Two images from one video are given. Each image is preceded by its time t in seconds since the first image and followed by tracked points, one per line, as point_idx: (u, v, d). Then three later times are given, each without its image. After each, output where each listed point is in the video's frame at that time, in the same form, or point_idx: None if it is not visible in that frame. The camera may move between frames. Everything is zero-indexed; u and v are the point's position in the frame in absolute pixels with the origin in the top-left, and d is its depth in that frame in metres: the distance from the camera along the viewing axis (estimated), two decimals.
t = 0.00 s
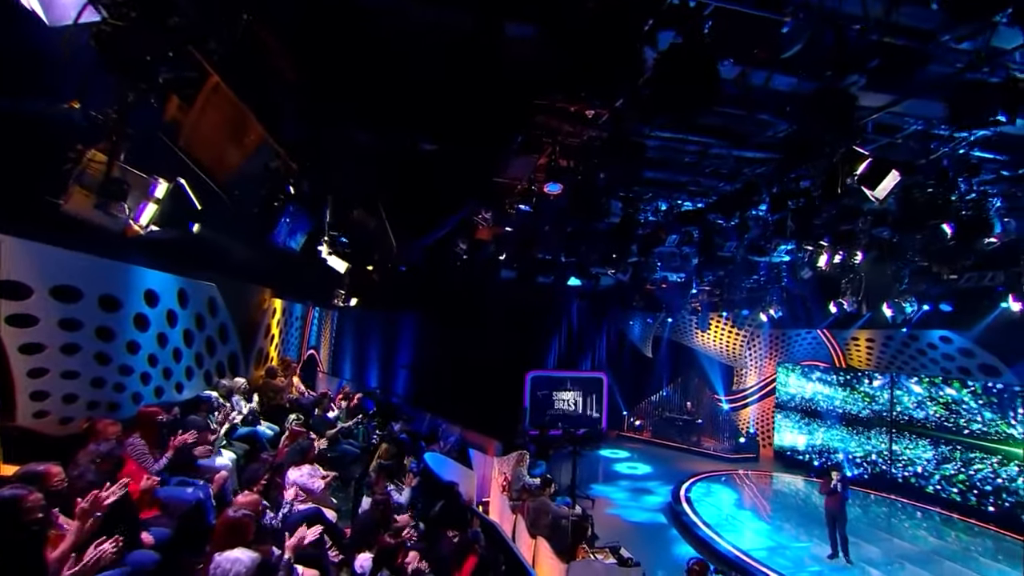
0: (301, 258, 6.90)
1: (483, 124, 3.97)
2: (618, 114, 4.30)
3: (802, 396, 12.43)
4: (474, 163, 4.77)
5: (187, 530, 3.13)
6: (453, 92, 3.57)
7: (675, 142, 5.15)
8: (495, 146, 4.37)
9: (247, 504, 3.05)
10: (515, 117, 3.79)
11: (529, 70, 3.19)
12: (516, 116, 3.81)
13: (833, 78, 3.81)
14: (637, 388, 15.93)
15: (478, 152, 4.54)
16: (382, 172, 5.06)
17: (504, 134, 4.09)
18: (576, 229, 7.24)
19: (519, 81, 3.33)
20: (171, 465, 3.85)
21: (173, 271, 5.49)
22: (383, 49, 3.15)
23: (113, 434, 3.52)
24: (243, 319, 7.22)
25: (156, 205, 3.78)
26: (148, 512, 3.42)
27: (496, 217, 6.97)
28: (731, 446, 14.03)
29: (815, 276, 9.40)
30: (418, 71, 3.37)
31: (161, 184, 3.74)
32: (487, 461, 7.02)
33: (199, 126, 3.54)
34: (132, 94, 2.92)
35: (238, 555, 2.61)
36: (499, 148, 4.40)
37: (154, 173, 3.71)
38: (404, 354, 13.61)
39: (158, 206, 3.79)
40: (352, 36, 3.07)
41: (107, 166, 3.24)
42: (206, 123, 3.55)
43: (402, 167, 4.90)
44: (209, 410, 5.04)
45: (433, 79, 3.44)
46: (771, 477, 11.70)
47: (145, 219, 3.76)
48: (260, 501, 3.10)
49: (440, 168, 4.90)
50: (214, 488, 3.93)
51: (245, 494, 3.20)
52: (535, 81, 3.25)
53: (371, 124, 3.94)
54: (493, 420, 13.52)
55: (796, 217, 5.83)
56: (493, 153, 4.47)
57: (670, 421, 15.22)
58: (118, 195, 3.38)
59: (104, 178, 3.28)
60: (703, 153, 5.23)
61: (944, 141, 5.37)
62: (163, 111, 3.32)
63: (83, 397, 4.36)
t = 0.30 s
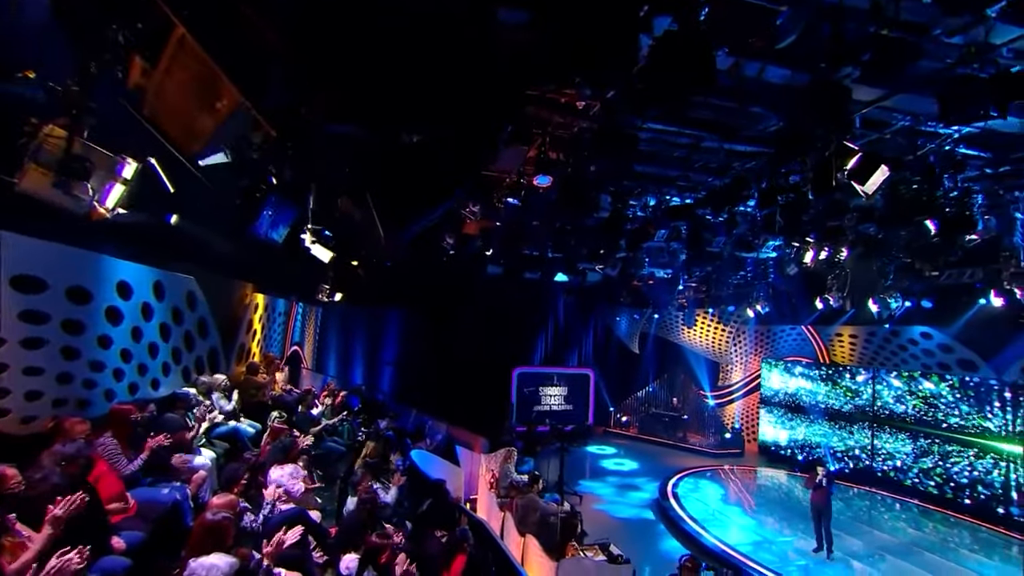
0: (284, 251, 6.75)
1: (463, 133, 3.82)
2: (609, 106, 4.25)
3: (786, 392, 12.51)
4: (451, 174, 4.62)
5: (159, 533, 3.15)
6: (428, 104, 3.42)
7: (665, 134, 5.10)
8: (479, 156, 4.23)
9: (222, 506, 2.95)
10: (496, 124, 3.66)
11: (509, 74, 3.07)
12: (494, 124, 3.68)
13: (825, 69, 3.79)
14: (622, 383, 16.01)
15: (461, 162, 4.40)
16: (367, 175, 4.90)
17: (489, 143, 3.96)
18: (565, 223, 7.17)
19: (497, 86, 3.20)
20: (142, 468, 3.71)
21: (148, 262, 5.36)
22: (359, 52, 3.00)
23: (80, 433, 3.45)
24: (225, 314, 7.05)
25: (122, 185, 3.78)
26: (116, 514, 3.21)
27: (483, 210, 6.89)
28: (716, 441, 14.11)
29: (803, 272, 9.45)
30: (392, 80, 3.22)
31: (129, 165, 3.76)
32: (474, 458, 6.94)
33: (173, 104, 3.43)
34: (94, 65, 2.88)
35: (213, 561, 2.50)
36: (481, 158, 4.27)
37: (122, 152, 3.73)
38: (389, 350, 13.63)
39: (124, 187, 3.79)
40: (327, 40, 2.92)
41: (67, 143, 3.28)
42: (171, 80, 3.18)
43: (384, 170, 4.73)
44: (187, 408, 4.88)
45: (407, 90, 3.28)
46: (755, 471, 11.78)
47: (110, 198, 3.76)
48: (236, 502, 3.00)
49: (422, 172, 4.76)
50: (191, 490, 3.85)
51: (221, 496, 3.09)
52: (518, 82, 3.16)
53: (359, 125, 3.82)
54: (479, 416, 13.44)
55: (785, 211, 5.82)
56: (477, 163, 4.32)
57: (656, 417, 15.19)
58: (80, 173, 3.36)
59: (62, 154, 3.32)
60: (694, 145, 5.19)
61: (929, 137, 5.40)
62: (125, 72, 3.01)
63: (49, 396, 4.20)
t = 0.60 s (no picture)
0: (267, 242, 6.59)
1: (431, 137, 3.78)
2: (601, 95, 4.19)
3: (771, 388, 12.61)
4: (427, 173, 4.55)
5: (130, 539, 3.05)
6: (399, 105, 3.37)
7: (656, 127, 5.06)
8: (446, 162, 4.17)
9: (200, 508, 2.84)
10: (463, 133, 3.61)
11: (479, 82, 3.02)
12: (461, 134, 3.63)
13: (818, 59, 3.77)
14: (609, 379, 16.00)
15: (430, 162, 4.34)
16: (342, 172, 4.80)
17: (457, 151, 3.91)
18: (554, 217, 7.09)
19: (466, 95, 3.14)
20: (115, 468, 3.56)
21: (121, 254, 5.20)
22: (349, 51, 2.95)
23: (43, 434, 3.33)
24: (204, 309, 6.86)
25: (85, 164, 3.50)
26: (85, 517, 3.08)
27: (472, 203, 6.79)
28: (702, 437, 14.13)
29: (789, 268, 9.49)
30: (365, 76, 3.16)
31: (93, 144, 3.46)
32: (461, 455, 6.85)
33: (150, 96, 3.29)
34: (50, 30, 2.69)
35: (190, 568, 2.40)
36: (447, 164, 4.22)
37: (86, 130, 3.42)
38: (375, 347, 13.57)
39: (87, 167, 3.52)
40: (314, 33, 2.86)
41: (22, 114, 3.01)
42: (133, 37, 2.72)
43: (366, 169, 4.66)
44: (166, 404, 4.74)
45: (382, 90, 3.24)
46: (741, 467, 11.86)
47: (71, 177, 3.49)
48: (215, 505, 2.89)
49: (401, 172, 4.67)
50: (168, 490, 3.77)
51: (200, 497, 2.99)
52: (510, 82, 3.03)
53: (347, 122, 3.76)
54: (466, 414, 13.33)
55: (774, 206, 5.81)
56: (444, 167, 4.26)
57: (644, 413, 15.19)
58: (41, 151, 3.12)
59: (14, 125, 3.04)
60: (686, 137, 5.15)
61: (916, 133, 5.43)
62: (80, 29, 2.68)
63: (10, 393, 4.06)
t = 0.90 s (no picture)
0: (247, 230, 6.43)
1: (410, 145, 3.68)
2: (594, 85, 4.10)
3: (756, 383, 12.70)
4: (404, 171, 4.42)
5: (107, 542, 2.88)
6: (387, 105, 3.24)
7: (649, 119, 4.99)
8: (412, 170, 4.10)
9: (176, 512, 2.73)
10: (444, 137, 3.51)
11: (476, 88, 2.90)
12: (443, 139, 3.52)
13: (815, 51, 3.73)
14: (596, 375, 15.98)
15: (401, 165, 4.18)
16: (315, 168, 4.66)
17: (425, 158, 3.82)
18: (544, 211, 6.99)
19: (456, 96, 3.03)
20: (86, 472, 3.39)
21: (94, 245, 5.02)
22: None
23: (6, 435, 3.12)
24: (183, 304, 6.66)
25: (41, 139, 3.05)
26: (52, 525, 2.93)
27: (460, 196, 6.67)
28: (689, 433, 14.14)
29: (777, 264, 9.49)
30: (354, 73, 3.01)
31: (51, 117, 3.00)
32: (449, 452, 6.77)
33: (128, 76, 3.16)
34: None
35: None
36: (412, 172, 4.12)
37: (45, 102, 2.96)
38: (360, 344, 13.48)
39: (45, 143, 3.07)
40: (313, 29, 2.73)
41: None
42: None
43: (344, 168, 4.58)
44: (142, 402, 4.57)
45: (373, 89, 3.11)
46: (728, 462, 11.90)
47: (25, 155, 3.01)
48: (191, 507, 2.79)
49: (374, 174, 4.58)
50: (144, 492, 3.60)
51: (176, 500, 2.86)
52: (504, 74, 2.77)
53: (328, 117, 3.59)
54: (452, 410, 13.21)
55: (766, 202, 5.79)
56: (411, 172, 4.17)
57: (631, 409, 15.13)
58: None
59: None
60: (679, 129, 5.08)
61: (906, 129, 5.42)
62: None
63: None
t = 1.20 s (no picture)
0: (230, 221, 6.27)
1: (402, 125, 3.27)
2: (587, 71, 4.05)
3: (742, 378, 12.81)
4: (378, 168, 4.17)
5: (77, 547, 2.70)
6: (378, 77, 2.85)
7: (641, 111, 4.95)
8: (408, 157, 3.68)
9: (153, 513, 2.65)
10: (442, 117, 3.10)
11: (471, 79, 2.63)
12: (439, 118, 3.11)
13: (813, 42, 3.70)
14: (584, 371, 15.98)
15: (378, 158, 3.96)
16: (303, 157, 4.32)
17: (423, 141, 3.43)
18: (534, 204, 6.93)
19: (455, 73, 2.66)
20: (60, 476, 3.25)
21: (64, 236, 4.80)
22: None
23: None
24: (163, 299, 6.50)
25: None
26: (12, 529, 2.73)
27: (449, 187, 6.61)
28: (677, 428, 14.21)
29: (766, 259, 9.52)
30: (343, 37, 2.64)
31: None
32: (438, 449, 6.69)
33: (102, 61, 3.05)
34: None
35: None
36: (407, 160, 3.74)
37: None
38: (347, 341, 13.32)
39: None
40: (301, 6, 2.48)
41: None
42: None
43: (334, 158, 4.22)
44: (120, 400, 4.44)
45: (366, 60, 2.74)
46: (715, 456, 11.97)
47: None
48: (164, 512, 2.61)
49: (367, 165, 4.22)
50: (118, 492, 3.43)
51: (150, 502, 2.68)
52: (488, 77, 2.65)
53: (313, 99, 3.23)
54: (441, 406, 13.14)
55: (756, 196, 5.79)
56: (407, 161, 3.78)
57: (619, 405, 15.12)
58: None
59: None
60: (671, 121, 5.05)
61: (895, 124, 5.44)
62: None
63: None
